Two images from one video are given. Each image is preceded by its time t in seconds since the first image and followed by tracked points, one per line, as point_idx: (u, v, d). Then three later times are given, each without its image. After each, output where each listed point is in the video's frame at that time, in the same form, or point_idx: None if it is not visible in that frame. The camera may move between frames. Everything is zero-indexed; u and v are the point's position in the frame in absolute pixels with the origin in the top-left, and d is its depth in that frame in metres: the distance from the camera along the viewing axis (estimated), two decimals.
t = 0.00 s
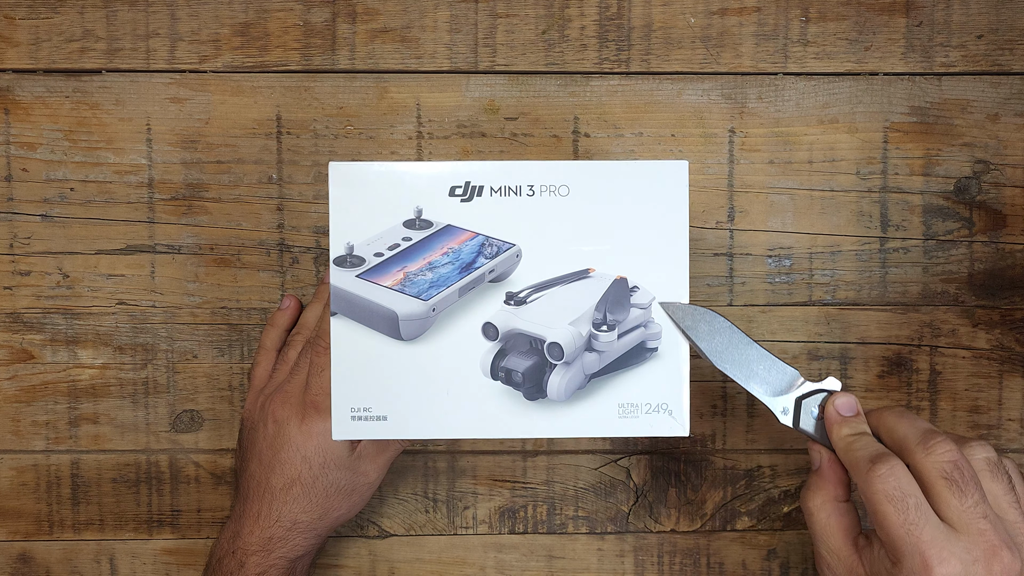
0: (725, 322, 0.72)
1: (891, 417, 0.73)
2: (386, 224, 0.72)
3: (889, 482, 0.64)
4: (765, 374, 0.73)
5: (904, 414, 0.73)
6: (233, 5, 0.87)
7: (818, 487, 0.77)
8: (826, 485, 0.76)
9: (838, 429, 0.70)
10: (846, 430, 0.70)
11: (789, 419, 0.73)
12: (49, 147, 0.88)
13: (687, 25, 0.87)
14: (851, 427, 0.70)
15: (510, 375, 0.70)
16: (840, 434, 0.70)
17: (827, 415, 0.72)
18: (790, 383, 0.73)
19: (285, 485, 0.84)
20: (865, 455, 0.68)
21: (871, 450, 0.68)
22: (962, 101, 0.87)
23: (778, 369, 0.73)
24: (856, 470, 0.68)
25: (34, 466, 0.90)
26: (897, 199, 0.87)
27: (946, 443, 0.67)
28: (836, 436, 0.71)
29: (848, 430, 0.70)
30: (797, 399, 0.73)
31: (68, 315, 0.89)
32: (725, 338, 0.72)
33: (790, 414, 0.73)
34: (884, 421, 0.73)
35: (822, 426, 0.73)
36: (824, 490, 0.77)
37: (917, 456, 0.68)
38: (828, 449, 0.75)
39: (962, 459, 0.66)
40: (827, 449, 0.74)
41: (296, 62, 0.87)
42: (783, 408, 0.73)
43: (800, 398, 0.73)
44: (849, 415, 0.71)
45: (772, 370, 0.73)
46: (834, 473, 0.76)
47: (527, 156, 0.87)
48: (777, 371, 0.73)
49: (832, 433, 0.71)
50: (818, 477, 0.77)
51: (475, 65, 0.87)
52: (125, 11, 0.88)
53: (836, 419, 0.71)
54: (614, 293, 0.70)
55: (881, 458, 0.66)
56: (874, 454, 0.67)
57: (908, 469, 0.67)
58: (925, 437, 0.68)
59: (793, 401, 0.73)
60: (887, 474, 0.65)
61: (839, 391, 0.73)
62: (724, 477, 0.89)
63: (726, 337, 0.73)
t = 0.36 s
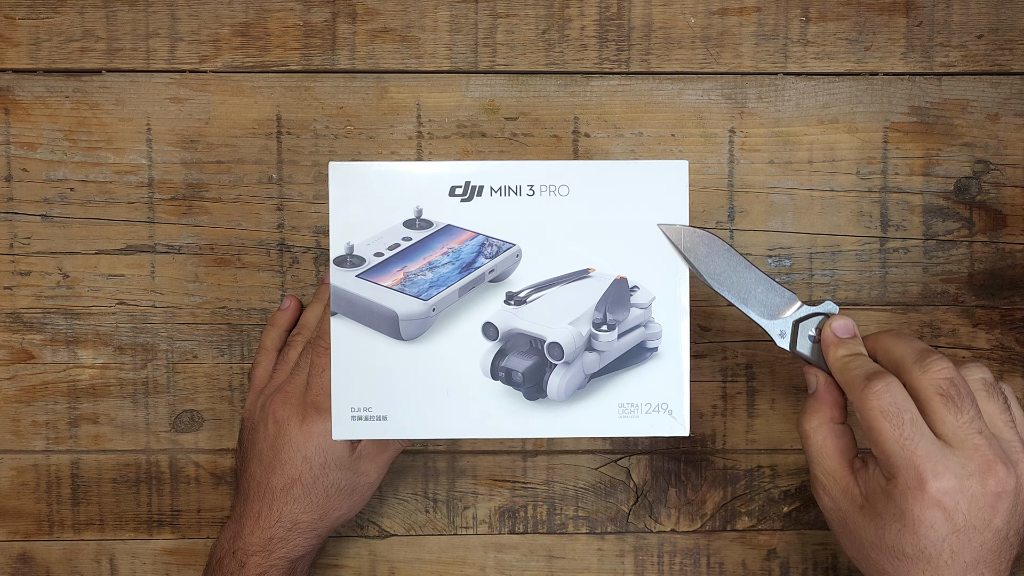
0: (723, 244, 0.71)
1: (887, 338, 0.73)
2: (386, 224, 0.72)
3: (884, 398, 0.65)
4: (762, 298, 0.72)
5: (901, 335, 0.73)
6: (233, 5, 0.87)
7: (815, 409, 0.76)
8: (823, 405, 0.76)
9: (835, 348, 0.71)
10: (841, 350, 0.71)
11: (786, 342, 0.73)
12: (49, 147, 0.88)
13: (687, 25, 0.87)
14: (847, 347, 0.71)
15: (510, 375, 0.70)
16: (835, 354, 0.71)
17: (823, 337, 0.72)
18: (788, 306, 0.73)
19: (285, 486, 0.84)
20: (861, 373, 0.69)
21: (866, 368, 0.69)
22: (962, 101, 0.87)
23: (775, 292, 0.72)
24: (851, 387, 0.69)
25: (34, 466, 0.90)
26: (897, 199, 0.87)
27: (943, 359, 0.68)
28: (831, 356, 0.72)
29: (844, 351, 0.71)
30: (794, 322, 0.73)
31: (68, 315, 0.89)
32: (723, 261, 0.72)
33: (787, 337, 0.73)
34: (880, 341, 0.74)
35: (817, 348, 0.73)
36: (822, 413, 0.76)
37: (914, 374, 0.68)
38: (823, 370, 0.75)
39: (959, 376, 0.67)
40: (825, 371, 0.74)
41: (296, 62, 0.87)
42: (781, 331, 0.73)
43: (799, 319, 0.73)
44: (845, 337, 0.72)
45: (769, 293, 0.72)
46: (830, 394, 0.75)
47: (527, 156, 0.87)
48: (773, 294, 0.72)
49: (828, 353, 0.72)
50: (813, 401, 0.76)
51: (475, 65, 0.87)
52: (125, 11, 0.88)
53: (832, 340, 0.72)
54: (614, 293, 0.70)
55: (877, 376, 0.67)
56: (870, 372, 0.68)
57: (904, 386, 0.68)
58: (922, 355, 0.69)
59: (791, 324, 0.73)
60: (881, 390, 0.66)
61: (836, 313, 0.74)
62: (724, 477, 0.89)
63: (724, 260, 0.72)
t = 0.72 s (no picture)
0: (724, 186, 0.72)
1: (888, 281, 0.73)
2: (386, 224, 0.72)
3: (885, 336, 0.65)
4: (763, 240, 0.72)
5: (901, 278, 0.73)
6: (233, 5, 0.87)
7: (816, 353, 0.75)
8: (824, 349, 0.75)
9: (836, 289, 0.71)
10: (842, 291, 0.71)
11: (788, 285, 0.72)
12: (49, 147, 0.88)
13: (687, 25, 0.87)
14: (849, 289, 0.71)
15: (509, 375, 0.70)
16: (837, 295, 0.71)
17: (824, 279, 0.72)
18: (789, 248, 0.72)
19: (285, 486, 0.84)
20: (862, 313, 0.68)
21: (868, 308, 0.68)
22: (962, 101, 0.87)
23: (775, 234, 0.72)
24: (852, 327, 0.69)
25: (34, 466, 0.90)
26: (897, 199, 0.87)
27: (944, 298, 0.68)
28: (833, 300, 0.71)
29: (846, 291, 0.70)
30: (796, 264, 0.72)
31: (68, 315, 0.89)
32: (723, 203, 0.72)
33: (789, 278, 0.72)
34: (882, 284, 0.73)
35: (818, 291, 0.72)
36: (822, 355, 0.75)
37: (915, 313, 0.68)
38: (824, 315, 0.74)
39: (959, 315, 0.67)
40: (826, 316, 0.74)
41: (296, 62, 0.87)
42: (782, 274, 0.72)
43: (800, 263, 0.72)
44: (847, 279, 0.71)
45: (769, 234, 0.72)
46: (831, 337, 0.75)
47: (527, 156, 0.87)
48: (774, 236, 0.72)
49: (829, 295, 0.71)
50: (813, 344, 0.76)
51: (475, 65, 0.87)
52: (125, 11, 0.88)
53: (834, 282, 0.71)
54: (614, 293, 0.70)
55: (879, 315, 0.67)
56: (872, 311, 0.68)
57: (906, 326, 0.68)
58: (924, 295, 0.69)
59: (793, 267, 0.72)
60: (883, 329, 0.65)
61: (838, 257, 0.73)
62: (724, 477, 0.89)
63: (723, 202, 0.72)
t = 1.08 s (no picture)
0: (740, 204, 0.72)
1: (904, 296, 0.73)
2: (393, 207, 0.71)
3: (904, 349, 0.64)
4: (777, 257, 0.72)
5: (917, 293, 0.73)
6: (233, 5, 0.87)
7: (833, 366, 0.72)
8: (841, 363, 0.72)
9: (852, 303, 0.71)
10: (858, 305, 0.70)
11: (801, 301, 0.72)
12: (49, 147, 0.88)
13: (687, 25, 0.87)
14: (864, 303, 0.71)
15: (496, 374, 0.70)
16: (853, 309, 0.71)
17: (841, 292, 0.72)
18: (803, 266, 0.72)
19: (256, 467, 0.82)
20: (880, 327, 0.68)
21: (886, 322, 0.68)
22: (962, 101, 0.87)
23: (789, 252, 0.72)
24: (870, 340, 0.68)
25: (34, 466, 0.90)
26: (897, 199, 0.87)
27: (962, 312, 0.67)
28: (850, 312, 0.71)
29: (861, 305, 0.70)
30: (809, 281, 0.72)
31: (68, 315, 0.89)
32: (739, 219, 0.72)
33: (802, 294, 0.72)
34: (898, 300, 0.73)
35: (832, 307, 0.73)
36: (839, 369, 0.72)
37: (933, 328, 0.68)
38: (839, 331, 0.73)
39: (977, 328, 0.67)
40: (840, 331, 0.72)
41: (296, 62, 0.87)
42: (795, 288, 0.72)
43: (812, 279, 0.72)
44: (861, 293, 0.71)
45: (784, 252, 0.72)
46: (849, 351, 0.72)
47: (527, 156, 0.87)
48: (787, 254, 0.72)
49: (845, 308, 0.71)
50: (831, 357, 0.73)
51: (475, 65, 0.87)
52: (125, 11, 0.88)
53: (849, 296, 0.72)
54: (611, 305, 0.70)
55: (897, 328, 0.66)
56: (890, 325, 0.67)
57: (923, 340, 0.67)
58: (941, 309, 0.69)
59: (806, 285, 0.72)
60: (903, 341, 0.65)
61: (851, 272, 0.73)
62: (724, 477, 0.89)
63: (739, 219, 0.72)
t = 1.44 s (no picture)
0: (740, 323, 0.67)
1: (907, 418, 0.69)
2: (435, 169, 0.67)
3: (904, 484, 0.62)
4: (778, 376, 0.67)
5: (921, 416, 0.69)
6: (233, 5, 0.87)
7: (833, 491, 0.72)
8: (842, 486, 0.71)
9: (854, 430, 0.66)
10: (860, 429, 0.66)
11: (804, 422, 0.68)
12: (49, 147, 0.88)
13: (687, 25, 0.87)
14: (867, 428, 0.66)
15: (433, 366, 0.65)
16: (855, 435, 0.66)
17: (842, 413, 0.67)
18: (806, 385, 0.67)
19: (164, 330, 0.83)
20: (880, 455, 0.65)
21: (886, 450, 0.65)
22: (962, 101, 0.87)
23: (790, 369, 0.67)
24: (871, 469, 0.65)
25: (33, 466, 0.90)
26: (897, 199, 0.87)
27: (965, 444, 0.64)
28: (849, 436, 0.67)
29: (864, 433, 0.66)
30: (812, 402, 0.67)
31: (69, 315, 0.89)
32: (740, 336, 0.67)
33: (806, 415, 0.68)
34: (900, 422, 0.69)
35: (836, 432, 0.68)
36: (840, 493, 0.71)
37: (935, 458, 0.64)
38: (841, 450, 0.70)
39: (980, 460, 0.63)
40: (843, 452, 0.70)
41: (296, 62, 0.87)
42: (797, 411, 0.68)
43: (817, 400, 0.68)
44: (865, 418, 0.66)
45: (786, 371, 0.67)
46: (850, 473, 0.71)
47: (527, 156, 0.87)
48: (790, 371, 0.67)
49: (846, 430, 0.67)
50: (833, 478, 0.72)
51: (475, 65, 0.87)
52: (125, 11, 0.88)
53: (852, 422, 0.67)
54: (566, 368, 0.64)
55: (898, 461, 0.63)
56: (891, 456, 0.64)
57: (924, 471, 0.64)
58: (943, 437, 0.65)
59: (810, 405, 0.68)
60: (903, 476, 0.62)
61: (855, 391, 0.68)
62: (724, 477, 0.89)
63: (740, 338, 0.67)
